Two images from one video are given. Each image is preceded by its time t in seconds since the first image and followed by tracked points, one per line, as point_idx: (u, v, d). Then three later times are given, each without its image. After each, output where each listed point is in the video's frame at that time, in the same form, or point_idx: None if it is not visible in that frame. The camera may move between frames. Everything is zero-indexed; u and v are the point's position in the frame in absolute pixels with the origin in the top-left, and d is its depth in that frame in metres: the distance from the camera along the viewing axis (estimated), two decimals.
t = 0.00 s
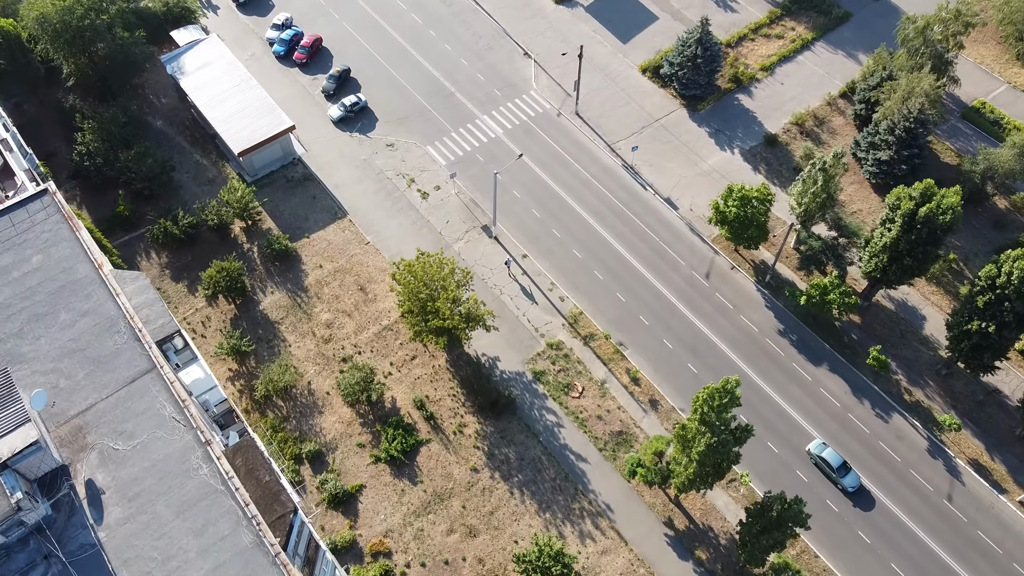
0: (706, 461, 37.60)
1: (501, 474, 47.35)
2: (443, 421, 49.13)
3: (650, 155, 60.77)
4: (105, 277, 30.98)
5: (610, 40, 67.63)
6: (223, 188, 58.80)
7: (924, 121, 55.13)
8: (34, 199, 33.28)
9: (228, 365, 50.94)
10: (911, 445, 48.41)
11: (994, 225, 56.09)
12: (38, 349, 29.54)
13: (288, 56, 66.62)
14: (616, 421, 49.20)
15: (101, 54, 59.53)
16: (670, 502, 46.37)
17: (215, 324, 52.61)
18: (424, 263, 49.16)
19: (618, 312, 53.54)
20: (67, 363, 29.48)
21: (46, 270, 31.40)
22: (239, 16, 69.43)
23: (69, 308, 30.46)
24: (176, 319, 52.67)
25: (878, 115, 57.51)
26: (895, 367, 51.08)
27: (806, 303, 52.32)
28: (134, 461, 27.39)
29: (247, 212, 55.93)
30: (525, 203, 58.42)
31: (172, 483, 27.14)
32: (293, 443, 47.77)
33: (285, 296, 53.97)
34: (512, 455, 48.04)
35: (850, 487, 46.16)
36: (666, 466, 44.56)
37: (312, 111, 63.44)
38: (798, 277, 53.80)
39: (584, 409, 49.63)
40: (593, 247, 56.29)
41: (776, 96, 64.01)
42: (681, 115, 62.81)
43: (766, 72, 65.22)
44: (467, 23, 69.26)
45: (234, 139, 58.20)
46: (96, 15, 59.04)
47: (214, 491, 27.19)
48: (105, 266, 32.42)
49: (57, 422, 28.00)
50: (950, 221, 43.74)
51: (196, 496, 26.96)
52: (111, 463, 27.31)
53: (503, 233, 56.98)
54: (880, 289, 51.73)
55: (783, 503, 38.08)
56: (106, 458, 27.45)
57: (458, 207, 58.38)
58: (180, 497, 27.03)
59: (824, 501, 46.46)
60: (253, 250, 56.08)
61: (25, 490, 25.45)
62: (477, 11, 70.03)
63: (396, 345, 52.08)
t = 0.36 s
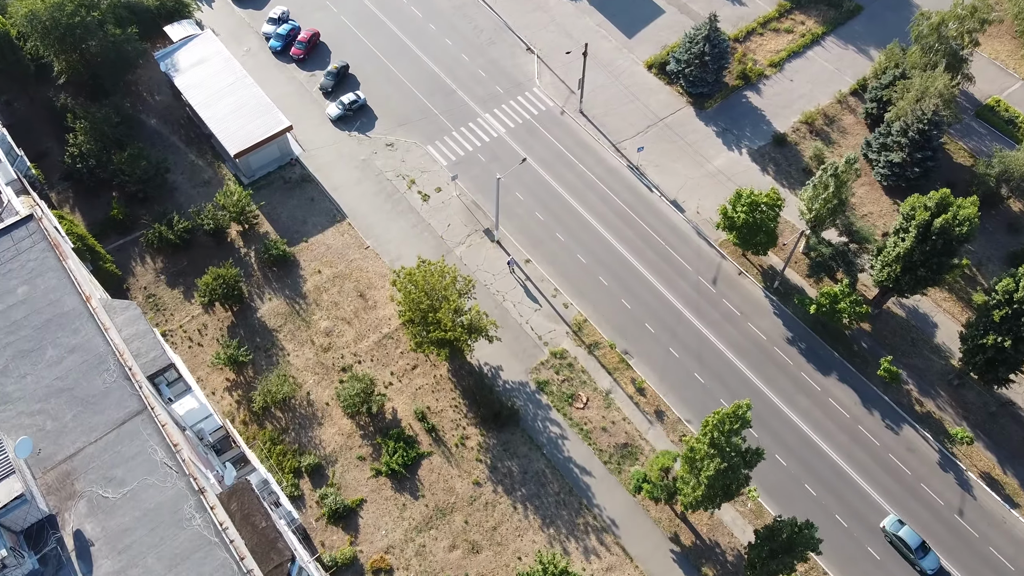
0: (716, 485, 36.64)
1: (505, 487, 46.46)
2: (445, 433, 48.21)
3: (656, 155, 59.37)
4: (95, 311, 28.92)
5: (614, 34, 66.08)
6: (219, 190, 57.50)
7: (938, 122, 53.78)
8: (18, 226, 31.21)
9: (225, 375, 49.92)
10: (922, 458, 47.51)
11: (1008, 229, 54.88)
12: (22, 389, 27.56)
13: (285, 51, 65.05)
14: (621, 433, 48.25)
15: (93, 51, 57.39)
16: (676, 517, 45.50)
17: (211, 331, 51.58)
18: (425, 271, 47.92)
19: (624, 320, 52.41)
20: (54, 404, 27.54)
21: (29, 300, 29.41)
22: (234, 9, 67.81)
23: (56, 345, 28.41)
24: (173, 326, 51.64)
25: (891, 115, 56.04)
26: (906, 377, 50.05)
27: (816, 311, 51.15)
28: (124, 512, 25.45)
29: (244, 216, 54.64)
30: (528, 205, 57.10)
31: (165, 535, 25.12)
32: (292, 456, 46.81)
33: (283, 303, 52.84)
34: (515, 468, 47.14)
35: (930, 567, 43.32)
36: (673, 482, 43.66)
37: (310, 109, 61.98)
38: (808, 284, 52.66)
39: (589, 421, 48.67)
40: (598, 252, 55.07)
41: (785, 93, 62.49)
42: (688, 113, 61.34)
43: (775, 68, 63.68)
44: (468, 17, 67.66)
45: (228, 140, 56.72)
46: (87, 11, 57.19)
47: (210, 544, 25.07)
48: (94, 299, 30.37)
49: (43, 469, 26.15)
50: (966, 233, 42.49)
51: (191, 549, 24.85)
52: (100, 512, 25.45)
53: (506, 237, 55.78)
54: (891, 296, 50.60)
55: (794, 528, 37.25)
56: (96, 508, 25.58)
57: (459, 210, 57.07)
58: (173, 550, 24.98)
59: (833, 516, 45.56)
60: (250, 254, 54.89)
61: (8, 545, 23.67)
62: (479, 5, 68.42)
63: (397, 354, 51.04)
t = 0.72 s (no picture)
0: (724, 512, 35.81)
1: (508, 503, 45.64)
2: (447, 446, 47.35)
3: (662, 157, 58.02)
4: (85, 348, 26.19)
5: (619, 30, 64.60)
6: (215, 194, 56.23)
7: (952, 126, 52.32)
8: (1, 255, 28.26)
9: (223, 386, 48.97)
10: (933, 471, 46.66)
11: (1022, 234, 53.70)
12: (7, 434, 24.75)
13: (282, 47, 63.51)
14: (626, 446, 47.36)
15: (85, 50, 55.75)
16: (683, 533, 44.70)
17: (208, 340, 50.57)
18: (427, 282, 46.70)
19: (629, 329, 51.38)
20: (41, 450, 24.67)
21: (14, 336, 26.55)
22: (230, 4, 66.20)
23: (42, 385, 25.49)
24: (169, 335, 50.61)
25: (904, 117, 54.55)
26: (917, 388, 49.09)
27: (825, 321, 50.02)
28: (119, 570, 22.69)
29: (240, 222, 53.39)
30: (531, 209, 55.85)
31: None
32: (292, 471, 45.97)
33: (281, 311, 51.77)
34: (518, 483, 46.31)
35: None
36: (681, 499, 42.81)
37: (307, 108, 60.55)
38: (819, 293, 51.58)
39: (593, 433, 47.75)
40: (603, 258, 53.92)
41: (794, 91, 61.05)
42: (695, 113, 59.96)
43: (784, 65, 62.20)
44: (470, 12, 66.07)
45: (223, 142, 55.27)
46: (78, 9, 55.47)
47: None
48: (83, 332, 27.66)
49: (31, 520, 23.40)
50: (982, 247, 41.61)
51: None
52: (90, 568, 22.75)
53: (508, 243, 54.61)
54: (902, 305, 49.52)
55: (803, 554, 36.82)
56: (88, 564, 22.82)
57: (461, 214, 55.81)
58: None
59: (842, 532, 44.75)
60: (247, 260, 53.75)
61: None
62: None
63: (398, 365, 50.05)
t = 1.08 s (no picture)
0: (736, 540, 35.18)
1: (511, 519, 44.80)
2: (449, 460, 46.48)
3: (668, 160, 56.74)
4: (74, 393, 25.24)
5: (624, 27, 63.19)
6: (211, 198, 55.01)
7: (967, 130, 51.10)
8: None
9: (221, 399, 48.05)
10: (943, 487, 45.85)
11: None
12: None
13: (278, 45, 62.01)
14: (632, 460, 46.52)
15: (76, 51, 54.22)
16: (689, 550, 43.95)
17: (205, 351, 49.58)
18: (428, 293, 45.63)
19: (634, 339, 50.38)
20: (29, 502, 23.65)
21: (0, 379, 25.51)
22: None
23: (29, 431, 24.51)
24: (165, 346, 49.60)
25: (916, 119, 53.16)
26: (927, 401, 48.18)
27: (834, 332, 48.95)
28: None
29: (237, 228, 52.17)
30: (534, 214, 54.65)
31: None
32: (291, 486, 45.12)
33: (279, 320, 50.75)
34: (522, 498, 45.47)
35: None
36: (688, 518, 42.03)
37: (305, 109, 59.18)
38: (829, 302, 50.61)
39: (598, 447, 46.90)
40: (608, 265, 52.81)
41: (803, 91, 59.67)
42: (701, 113, 58.64)
43: (793, 64, 60.81)
44: (472, 8, 64.58)
45: (219, 146, 53.92)
46: (68, 9, 53.86)
47: None
48: (72, 372, 26.67)
49: None
50: (1000, 263, 40.63)
51: None
52: None
53: (511, 249, 53.46)
54: (913, 316, 48.52)
55: None
56: None
57: (462, 219, 54.64)
58: None
59: (852, 550, 43.92)
60: (244, 268, 52.67)
61: None
62: None
63: (398, 377, 49.12)
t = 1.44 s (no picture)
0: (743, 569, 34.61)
1: (515, 537, 44.08)
2: (452, 476, 45.72)
3: (674, 164, 55.51)
4: (64, 441, 24.53)
5: (629, 25, 61.76)
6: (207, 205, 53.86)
7: (981, 137, 49.74)
8: None
9: (219, 413, 47.21)
10: (954, 503, 45.11)
11: None
12: None
13: (275, 43, 60.54)
14: (637, 476, 45.75)
15: (66, 53, 52.82)
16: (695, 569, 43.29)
17: (203, 363, 48.65)
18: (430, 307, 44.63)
19: (640, 350, 49.45)
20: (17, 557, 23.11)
21: None
22: None
23: (18, 483, 23.90)
24: (162, 358, 48.68)
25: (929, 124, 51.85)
26: (938, 414, 47.35)
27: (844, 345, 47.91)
28: None
29: (234, 236, 51.08)
30: (537, 220, 53.51)
31: None
32: (292, 503, 44.35)
33: (278, 331, 49.81)
34: (525, 515, 44.73)
35: None
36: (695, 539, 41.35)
37: (303, 110, 57.87)
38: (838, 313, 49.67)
39: (603, 462, 46.12)
40: (613, 273, 51.76)
41: (812, 91, 58.31)
42: (708, 115, 57.35)
43: (802, 63, 59.41)
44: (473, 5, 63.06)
45: (215, 151, 52.68)
46: (58, 11, 52.36)
47: None
48: (63, 416, 25.98)
49: None
50: (1016, 280, 39.57)
51: None
52: None
53: (514, 257, 52.38)
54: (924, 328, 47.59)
55: None
56: None
57: (464, 226, 53.52)
58: None
59: (861, 569, 43.22)
60: (242, 277, 51.65)
61: None
62: None
63: (399, 390, 48.25)
